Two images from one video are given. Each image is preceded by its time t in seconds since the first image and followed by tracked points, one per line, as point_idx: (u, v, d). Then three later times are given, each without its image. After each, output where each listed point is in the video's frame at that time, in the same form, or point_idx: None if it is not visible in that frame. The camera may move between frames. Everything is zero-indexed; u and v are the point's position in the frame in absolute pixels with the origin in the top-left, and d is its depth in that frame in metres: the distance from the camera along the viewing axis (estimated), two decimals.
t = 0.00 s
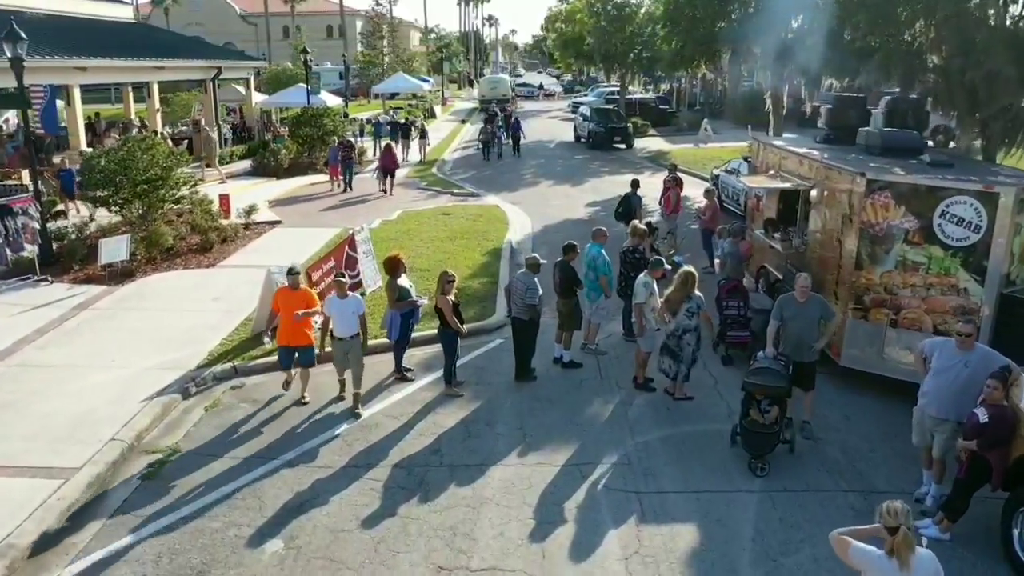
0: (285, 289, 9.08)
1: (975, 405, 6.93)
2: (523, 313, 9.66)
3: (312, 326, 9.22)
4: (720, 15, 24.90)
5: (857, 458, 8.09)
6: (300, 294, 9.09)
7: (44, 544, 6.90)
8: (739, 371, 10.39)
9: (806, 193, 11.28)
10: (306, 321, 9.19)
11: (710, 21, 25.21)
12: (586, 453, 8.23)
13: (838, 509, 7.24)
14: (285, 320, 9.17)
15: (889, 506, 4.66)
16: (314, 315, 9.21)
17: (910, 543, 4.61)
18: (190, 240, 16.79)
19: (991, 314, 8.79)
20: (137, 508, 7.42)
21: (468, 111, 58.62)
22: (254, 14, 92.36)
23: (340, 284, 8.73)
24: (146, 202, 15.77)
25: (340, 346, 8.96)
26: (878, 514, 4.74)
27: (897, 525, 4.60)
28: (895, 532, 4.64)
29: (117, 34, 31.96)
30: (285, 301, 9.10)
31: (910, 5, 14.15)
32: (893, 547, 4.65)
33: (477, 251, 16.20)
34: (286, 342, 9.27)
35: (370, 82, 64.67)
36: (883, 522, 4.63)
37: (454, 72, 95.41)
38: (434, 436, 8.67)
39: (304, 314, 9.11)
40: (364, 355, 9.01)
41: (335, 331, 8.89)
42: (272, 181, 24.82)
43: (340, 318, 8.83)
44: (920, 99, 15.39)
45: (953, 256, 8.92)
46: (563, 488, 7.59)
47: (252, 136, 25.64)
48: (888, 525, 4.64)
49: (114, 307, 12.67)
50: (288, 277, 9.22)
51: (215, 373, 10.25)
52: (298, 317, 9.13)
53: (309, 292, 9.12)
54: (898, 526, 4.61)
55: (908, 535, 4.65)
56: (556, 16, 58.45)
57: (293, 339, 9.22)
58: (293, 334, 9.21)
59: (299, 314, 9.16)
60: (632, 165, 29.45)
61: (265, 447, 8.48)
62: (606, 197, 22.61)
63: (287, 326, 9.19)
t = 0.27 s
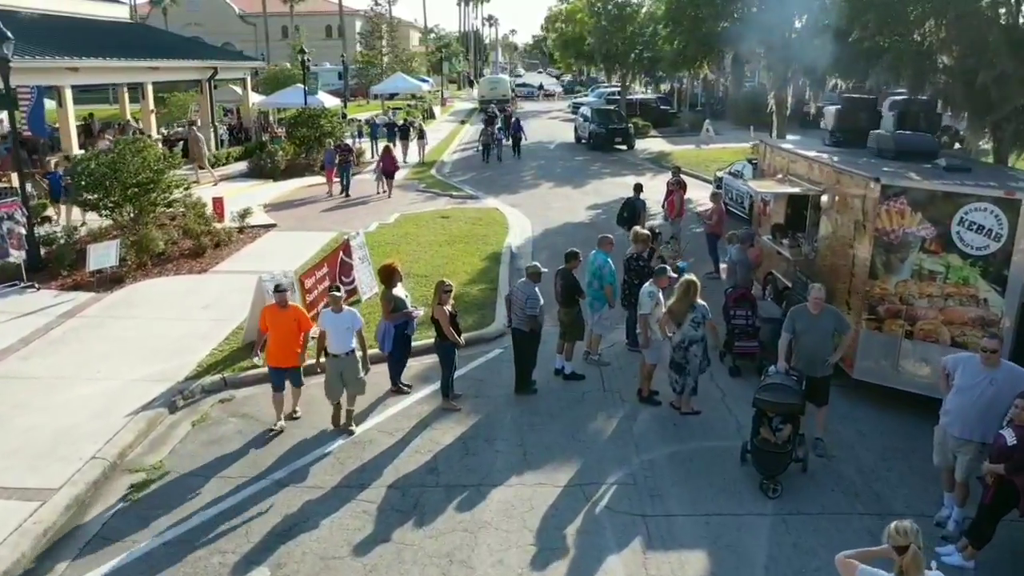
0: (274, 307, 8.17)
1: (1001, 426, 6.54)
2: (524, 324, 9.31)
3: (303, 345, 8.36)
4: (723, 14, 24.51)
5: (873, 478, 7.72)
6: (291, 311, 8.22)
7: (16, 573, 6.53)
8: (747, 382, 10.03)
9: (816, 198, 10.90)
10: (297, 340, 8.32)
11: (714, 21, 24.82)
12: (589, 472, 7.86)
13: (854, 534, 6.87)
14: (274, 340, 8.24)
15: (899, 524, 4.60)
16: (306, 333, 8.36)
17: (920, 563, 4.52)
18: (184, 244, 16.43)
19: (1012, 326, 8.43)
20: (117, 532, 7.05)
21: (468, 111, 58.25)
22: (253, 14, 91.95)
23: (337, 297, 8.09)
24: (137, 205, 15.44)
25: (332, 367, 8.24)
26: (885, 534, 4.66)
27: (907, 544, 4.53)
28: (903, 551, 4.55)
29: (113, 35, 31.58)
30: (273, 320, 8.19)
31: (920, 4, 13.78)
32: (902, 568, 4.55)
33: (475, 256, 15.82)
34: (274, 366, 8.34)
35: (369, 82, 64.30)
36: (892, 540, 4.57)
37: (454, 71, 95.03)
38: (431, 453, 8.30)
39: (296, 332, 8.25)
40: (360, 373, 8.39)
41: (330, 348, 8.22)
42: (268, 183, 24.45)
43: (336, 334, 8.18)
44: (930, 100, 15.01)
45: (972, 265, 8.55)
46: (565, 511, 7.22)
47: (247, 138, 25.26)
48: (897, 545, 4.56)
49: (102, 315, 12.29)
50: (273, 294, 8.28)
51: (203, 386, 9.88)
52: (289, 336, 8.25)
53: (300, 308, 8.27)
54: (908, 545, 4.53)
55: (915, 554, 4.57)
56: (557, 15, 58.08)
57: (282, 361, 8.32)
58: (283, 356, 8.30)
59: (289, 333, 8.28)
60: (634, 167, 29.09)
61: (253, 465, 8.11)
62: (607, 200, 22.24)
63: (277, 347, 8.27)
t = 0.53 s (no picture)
0: (256, 326, 7.78)
1: None
2: (524, 335, 8.96)
3: (288, 369, 7.92)
4: (726, 13, 24.15)
5: (890, 500, 7.36)
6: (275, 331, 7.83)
7: None
8: (755, 396, 9.66)
9: (826, 204, 10.55)
10: (281, 363, 7.88)
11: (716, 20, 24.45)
12: (593, 494, 7.50)
13: (873, 561, 6.51)
14: (256, 363, 7.80)
15: (909, 548, 4.79)
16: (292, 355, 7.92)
17: None
18: (176, 248, 16.08)
19: None
20: (96, 558, 6.69)
21: (467, 112, 57.86)
22: (251, 14, 91.52)
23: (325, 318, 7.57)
24: (128, 208, 15.10)
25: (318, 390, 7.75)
26: (897, 558, 4.85)
27: (921, 567, 4.72)
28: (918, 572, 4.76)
29: (107, 35, 31.18)
30: (255, 341, 7.78)
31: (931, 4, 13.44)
32: None
33: (473, 261, 15.45)
34: (257, 389, 7.87)
35: (367, 82, 63.91)
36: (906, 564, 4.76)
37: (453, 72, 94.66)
38: (427, 472, 7.93)
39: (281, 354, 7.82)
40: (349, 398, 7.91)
41: (320, 372, 7.69)
42: (264, 186, 24.11)
43: (324, 359, 7.63)
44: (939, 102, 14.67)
45: (992, 275, 8.23)
46: (568, 536, 6.85)
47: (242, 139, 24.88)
48: (911, 568, 4.75)
49: (89, 323, 11.90)
50: (257, 314, 7.93)
51: (191, 399, 9.52)
52: (273, 358, 7.81)
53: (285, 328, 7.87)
54: (921, 567, 4.74)
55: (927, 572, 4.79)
56: (557, 15, 57.73)
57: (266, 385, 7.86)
58: (267, 380, 7.84)
59: (273, 355, 7.83)
60: (635, 168, 28.74)
61: (240, 485, 7.75)
62: (608, 202, 21.89)
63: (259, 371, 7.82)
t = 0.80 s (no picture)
0: (239, 347, 7.25)
1: None
2: (525, 348, 8.58)
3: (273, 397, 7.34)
4: (730, 13, 23.76)
5: (910, 526, 6.99)
6: (261, 353, 7.27)
7: None
8: (765, 411, 9.29)
9: (837, 211, 10.17)
10: (265, 390, 7.30)
11: (718, 20, 24.08)
12: (597, 518, 7.12)
13: None
14: (238, 387, 7.24)
15: (922, 563, 4.79)
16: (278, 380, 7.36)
17: None
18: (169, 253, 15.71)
19: None
20: None
21: (467, 112, 57.51)
22: (250, 14, 91.18)
23: (307, 339, 7.09)
24: (119, 212, 14.73)
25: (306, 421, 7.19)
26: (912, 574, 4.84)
27: None
28: None
29: (103, 34, 30.83)
30: (238, 364, 7.23)
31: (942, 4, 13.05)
32: None
33: (472, 266, 15.07)
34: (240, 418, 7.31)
35: (366, 83, 63.57)
36: None
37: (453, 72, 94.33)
38: (423, 494, 7.56)
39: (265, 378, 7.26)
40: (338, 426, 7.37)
41: (304, 401, 7.12)
42: (260, 188, 23.73)
43: (309, 384, 7.09)
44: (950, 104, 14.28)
45: (1014, 287, 7.86)
46: (571, 564, 6.48)
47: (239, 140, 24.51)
48: None
49: (75, 332, 11.50)
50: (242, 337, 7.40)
51: (178, 414, 9.14)
52: (256, 383, 7.25)
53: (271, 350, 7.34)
54: None
55: None
56: (557, 15, 57.39)
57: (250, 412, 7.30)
58: (250, 406, 7.29)
59: (257, 382, 7.27)
60: (636, 170, 28.38)
61: (227, 508, 7.38)
62: (610, 206, 21.53)
63: (242, 396, 7.26)
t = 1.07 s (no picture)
0: (223, 374, 6.66)
1: None
2: (525, 361, 8.20)
3: (258, 426, 6.77)
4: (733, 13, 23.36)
5: (933, 553, 6.62)
6: (246, 381, 6.63)
7: None
8: (777, 426, 8.92)
9: (851, 218, 9.80)
10: (250, 420, 6.72)
11: (721, 20, 23.68)
12: (602, 544, 6.75)
13: None
14: (221, 418, 6.66)
15: None
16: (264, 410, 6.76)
17: None
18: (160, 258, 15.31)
19: None
20: None
21: (467, 113, 57.15)
22: (250, 13, 90.82)
23: (292, 364, 6.58)
24: (108, 215, 14.34)
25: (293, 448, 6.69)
26: None
27: None
28: None
29: (98, 34, 30.46)
30: (221, 392, 6.62)
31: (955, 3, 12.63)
32: None
33: (471, 272, 14.68)
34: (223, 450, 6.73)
35: (365, 83, 63.20)
36: None
37: (453, 72, 94.07)
38: (418, 517, 7.18)
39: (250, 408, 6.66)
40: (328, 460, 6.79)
41: (291, 428, 6.65)
42: (256, 191, 23.35)
43: (297, 411, 6.62)
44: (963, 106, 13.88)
45: None
46: None
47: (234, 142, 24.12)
48: None
49: (60, 343, 11.08)
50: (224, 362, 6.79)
51: (162, 431, 8.75)
52: (241, 412, 6.65)
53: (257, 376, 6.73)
54: None
55: None
56: (558, 15, 56.98)
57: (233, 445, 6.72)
58: (233, 438, 6.70)
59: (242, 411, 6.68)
60: (638, 172, 28.02)
61: (213, 533, 7.00)
62: (611, 208, 21.15)
63: (225, 427, 6.68)
